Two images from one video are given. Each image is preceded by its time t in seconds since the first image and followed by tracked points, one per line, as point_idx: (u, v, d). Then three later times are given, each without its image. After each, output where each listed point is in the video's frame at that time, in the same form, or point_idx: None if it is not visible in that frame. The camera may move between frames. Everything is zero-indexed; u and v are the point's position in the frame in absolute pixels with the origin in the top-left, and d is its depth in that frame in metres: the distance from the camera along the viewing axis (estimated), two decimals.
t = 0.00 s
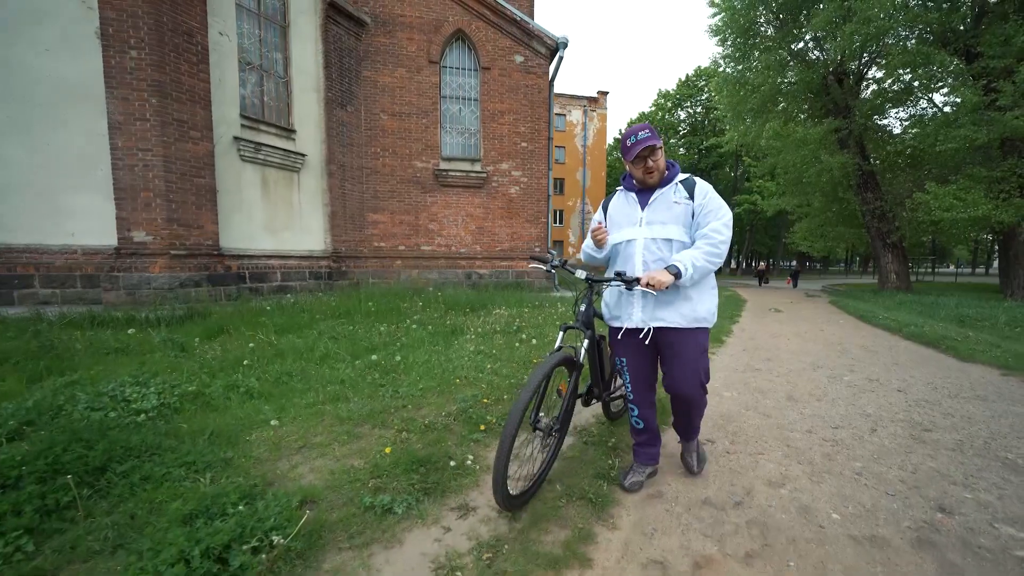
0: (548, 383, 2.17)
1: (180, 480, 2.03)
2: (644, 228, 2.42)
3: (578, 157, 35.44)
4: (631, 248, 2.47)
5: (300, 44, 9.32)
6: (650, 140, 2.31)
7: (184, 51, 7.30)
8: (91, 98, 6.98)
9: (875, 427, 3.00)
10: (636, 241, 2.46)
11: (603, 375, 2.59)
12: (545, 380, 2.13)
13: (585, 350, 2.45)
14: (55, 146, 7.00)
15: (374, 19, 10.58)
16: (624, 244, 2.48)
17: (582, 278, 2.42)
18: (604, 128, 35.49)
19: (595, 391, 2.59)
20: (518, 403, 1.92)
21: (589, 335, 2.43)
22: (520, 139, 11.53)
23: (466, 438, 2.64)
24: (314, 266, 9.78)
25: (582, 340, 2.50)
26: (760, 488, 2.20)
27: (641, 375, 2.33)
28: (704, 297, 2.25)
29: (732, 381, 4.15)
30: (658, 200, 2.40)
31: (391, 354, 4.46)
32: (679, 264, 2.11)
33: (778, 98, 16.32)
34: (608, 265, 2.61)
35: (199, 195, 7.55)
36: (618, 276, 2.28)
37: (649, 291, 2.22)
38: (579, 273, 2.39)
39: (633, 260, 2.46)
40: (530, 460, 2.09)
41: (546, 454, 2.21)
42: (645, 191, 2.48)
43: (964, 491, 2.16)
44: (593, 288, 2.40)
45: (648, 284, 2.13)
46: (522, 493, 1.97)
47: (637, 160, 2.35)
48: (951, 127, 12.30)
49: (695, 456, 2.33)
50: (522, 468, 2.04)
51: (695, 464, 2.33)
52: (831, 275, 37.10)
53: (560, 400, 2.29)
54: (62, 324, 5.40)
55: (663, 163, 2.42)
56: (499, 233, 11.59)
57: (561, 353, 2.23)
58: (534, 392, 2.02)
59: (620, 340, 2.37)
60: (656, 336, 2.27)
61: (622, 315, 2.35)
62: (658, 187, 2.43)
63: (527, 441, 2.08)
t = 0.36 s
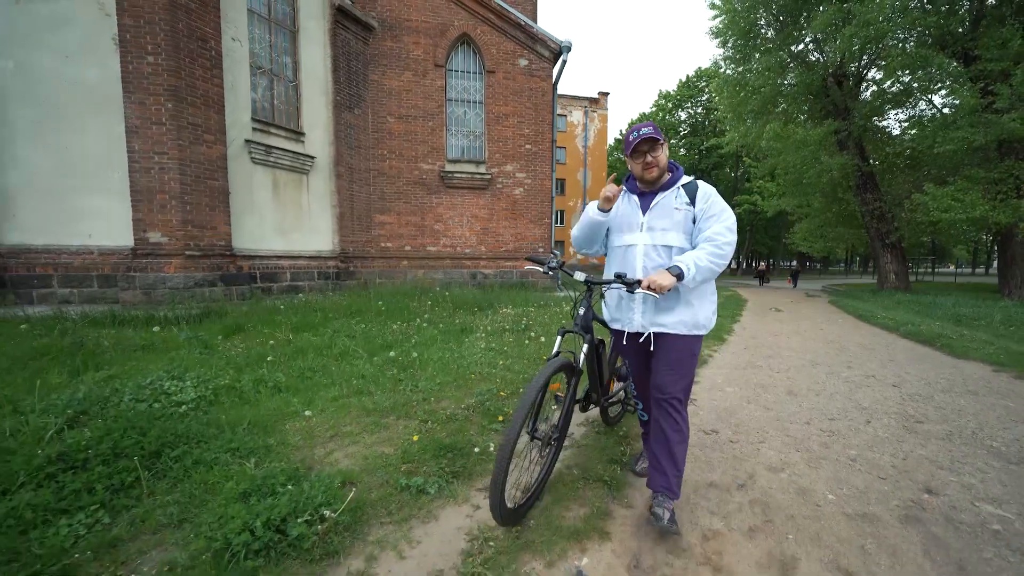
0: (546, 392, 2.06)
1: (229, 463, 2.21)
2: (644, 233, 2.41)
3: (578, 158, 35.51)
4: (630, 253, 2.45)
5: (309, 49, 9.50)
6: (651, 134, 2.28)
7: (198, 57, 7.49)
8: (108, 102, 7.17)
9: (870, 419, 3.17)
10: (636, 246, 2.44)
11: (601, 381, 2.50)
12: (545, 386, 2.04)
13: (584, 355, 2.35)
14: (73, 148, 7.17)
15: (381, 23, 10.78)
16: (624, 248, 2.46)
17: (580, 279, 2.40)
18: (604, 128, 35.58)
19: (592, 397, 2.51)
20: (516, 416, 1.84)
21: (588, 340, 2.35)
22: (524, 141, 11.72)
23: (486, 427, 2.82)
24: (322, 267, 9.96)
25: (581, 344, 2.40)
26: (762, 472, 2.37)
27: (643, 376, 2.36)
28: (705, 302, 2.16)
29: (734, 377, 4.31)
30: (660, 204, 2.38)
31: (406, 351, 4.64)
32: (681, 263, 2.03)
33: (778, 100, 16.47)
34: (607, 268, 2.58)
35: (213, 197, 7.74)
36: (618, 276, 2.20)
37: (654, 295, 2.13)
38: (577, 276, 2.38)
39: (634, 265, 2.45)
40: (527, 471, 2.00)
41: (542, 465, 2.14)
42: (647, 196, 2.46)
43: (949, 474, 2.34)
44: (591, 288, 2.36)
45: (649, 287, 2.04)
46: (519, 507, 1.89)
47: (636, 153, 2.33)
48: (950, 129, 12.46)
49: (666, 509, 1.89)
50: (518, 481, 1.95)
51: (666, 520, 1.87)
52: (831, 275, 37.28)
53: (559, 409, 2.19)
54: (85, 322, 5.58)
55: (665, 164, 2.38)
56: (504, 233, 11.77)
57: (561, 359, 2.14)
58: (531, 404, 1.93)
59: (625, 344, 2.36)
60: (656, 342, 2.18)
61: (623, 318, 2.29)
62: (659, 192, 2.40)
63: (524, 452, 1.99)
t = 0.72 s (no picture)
0: (534, 390, 2.02)
1: (272, 445, 2.42)
2: (648, 229, 2.30)
3: (579, 158, 35.63)
4: (632, 249, 2.36)
5: (318, 53, 9.71)
6: (668, 116, 2.17)
7: (212, 62, 7.68)
8: (125, 107, 7.37)
9: (861, 409, 3.38)
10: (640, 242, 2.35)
11: (594, 384, 2.44)
12: (531, 386, 2.01)
13: (572, 355, 2.23)
14: (91, 152, 7.38)
15: (388, 27, 11.01)
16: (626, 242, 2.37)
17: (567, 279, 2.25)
18: (604, 129, 35.70)
19: (586, 398, 2.44)
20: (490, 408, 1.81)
21: (579, 339, 2.24)
22: (528, 144, 11.95)
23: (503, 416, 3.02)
24: (330, 267, 10.16)
25: (571, 344, 2.29)
26: (760, 455, 2.57)
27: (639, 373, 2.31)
28: (708, 302, 2.03)
29: (734, 371, 4.52)
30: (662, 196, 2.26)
31: (420, 347, 4.85)
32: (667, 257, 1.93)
33: (778, 102, 16.69)
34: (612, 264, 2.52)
35: (226, 198, 7.95)
36: (608, 274, 2.21)
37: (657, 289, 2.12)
38: (563, 274, 2.23)
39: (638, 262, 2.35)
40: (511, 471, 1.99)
41: (530, 465, 2.12)
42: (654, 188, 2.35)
43: (930, 457, 2.55)
44: (582, 289, 2.27)
45: (634, 282, 1.97)
46: (503, 509, 1.87)
47: (650, 134, 2.25)
48: (946, 132, 12.66)
49: (659, 507, 1.92)
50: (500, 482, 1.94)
51: (657, 519, 1.90)
52: (830, 275, 37.55)
53: (549, 408, 2.14)
54: (108, 320, 5.79)
55: (676, 152, 2.24)
56: (508, 234, 12.00)
57: (550, 357, 2.09)
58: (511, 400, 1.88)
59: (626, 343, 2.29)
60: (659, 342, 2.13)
61: (625, 317, 2.25)
62: (665, 184, 2.28)
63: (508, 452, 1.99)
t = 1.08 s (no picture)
0: (535, 394, 2.01)
1: (307, 434, 2.60)
2: (664, 227, 2.34)
3: (579, 159, 35.72)
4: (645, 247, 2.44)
5: (326, 57, 9.90)
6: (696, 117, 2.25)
7: (225, 67, 7.87)
8: (140, 111, 7.55)
9: (855, 402, 3.57)
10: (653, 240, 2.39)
11: (593, 386, 2.57)
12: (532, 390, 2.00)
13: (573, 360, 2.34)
14: (107, 155, 7.56)
15: (394, 31, 11.22)
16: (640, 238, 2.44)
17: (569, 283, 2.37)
18: (604, 129, 35.80)
19: (585, 400, 2.56)
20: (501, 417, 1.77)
21: (578, 344, 2.36)
22: (531, 146, 12.17)
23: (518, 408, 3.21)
24: (338, 267, 10.34)
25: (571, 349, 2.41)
26: (760, 443, 2.76)
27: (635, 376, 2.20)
28: (712, 306, 2.13)
29: (734, 368, 4.71)
30: (680, 196, 2.35)
31: (433, 345, 5.05)
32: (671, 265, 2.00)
33: (778, 103, 16.89)
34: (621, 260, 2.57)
35: (239, 200, 8.14)
36: (611, 279, 2.25)
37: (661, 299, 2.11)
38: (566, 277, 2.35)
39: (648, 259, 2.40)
40: (510, 477, 1.97)
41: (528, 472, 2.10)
42: (672, 187, 2.42)
43: (918, 445, 2.74)
44: (582, 294, 2.38)
45: (638, 287, 2.04)
46: (504, 515, 1.85)
47: (677, 130, 2.31)
48: (943, 134, 12.84)
49: (668, 488, 2.09)
50: (500, 488, 1.92)
51: (667, 499, 2.07)
52: (830, 275, 37.80)
53: (548, 413, 2.14)
54: (128, 319, 5.97)
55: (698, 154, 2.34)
56: (511, 235, 12.22)
57: (551, 362, 2.08)
58: (514, 409, 1.85)
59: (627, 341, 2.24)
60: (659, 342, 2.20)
61: (628, 315, 2.26)
62: (684, 184, 2.36)
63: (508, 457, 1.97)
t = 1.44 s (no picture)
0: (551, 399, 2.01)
1: (344, 423, 2.78)
2: (672, 231, 2.37)
3: (580, 159, 35.69)
4: (653, 249, 2.45)
5: (335, 62, 10.10)
6: (709, 118, 2.28)
7: (240, 71, 8.05)
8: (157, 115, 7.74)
9: (854, 396, 3.77)
10: (661, 242, 2.42)
11: (605, 388, 2.50)
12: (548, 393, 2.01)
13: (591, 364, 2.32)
14: (124, 158, 7.75)
15: (401, 35, 11.44)
16: (649, 242, 2.45)
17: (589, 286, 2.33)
18: (605, 130, 35.87)
19: (596, 402, 2.48)
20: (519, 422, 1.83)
21: (595, 347, 2.32)
22: (536, 148, 12.39)
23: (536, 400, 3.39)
24: (347, 267, 10.52)
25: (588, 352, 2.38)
26: (765, 433, 2.95)
27: (660, 385, 2.11)
28: (721, 308, 2.13)
29: (738, 364, 4.91)
30: (690, 201, 2.37)
31: (448, 342, 5.24)
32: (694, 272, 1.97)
33: (778, 105, 17.09)
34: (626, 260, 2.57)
35: (253, 202, 8.33)
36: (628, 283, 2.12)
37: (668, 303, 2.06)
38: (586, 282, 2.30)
39: (655, 262, 2.42)
40: (528, 482, 1.97)
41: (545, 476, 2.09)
42: (680, 190, 2.44)
43: (912, 434, 2.94)
44: (599, 296, 2.29)
45: (660, 293, 1.98)
46: (521, 518, 1.86)
47: (692, 133, 2.35)
48: (941, 136, 13.02)
49: (684, 471, 2.27)
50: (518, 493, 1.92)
51: (682, 481, 2.25)
52: (829, 275, 38.06)
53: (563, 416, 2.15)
54: (149, 318, 6.15)
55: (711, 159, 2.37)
56: (516, 235, 12.45)
57: (566, 366, 2.10)
58: (532, 410, 1.86)
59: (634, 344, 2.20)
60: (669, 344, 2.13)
61: (637, 318, 2.18)
62: (693, 189, 2.39)
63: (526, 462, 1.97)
